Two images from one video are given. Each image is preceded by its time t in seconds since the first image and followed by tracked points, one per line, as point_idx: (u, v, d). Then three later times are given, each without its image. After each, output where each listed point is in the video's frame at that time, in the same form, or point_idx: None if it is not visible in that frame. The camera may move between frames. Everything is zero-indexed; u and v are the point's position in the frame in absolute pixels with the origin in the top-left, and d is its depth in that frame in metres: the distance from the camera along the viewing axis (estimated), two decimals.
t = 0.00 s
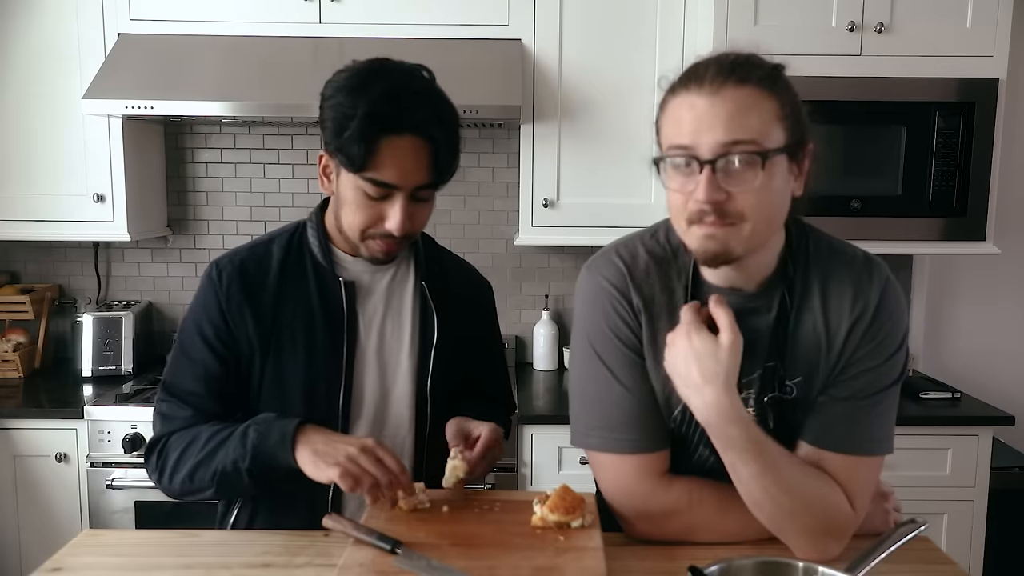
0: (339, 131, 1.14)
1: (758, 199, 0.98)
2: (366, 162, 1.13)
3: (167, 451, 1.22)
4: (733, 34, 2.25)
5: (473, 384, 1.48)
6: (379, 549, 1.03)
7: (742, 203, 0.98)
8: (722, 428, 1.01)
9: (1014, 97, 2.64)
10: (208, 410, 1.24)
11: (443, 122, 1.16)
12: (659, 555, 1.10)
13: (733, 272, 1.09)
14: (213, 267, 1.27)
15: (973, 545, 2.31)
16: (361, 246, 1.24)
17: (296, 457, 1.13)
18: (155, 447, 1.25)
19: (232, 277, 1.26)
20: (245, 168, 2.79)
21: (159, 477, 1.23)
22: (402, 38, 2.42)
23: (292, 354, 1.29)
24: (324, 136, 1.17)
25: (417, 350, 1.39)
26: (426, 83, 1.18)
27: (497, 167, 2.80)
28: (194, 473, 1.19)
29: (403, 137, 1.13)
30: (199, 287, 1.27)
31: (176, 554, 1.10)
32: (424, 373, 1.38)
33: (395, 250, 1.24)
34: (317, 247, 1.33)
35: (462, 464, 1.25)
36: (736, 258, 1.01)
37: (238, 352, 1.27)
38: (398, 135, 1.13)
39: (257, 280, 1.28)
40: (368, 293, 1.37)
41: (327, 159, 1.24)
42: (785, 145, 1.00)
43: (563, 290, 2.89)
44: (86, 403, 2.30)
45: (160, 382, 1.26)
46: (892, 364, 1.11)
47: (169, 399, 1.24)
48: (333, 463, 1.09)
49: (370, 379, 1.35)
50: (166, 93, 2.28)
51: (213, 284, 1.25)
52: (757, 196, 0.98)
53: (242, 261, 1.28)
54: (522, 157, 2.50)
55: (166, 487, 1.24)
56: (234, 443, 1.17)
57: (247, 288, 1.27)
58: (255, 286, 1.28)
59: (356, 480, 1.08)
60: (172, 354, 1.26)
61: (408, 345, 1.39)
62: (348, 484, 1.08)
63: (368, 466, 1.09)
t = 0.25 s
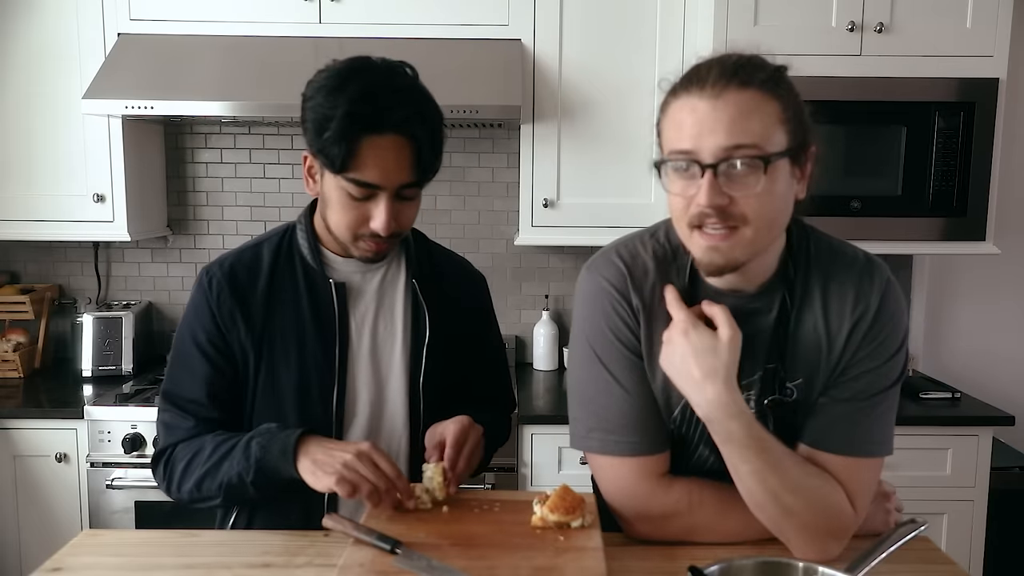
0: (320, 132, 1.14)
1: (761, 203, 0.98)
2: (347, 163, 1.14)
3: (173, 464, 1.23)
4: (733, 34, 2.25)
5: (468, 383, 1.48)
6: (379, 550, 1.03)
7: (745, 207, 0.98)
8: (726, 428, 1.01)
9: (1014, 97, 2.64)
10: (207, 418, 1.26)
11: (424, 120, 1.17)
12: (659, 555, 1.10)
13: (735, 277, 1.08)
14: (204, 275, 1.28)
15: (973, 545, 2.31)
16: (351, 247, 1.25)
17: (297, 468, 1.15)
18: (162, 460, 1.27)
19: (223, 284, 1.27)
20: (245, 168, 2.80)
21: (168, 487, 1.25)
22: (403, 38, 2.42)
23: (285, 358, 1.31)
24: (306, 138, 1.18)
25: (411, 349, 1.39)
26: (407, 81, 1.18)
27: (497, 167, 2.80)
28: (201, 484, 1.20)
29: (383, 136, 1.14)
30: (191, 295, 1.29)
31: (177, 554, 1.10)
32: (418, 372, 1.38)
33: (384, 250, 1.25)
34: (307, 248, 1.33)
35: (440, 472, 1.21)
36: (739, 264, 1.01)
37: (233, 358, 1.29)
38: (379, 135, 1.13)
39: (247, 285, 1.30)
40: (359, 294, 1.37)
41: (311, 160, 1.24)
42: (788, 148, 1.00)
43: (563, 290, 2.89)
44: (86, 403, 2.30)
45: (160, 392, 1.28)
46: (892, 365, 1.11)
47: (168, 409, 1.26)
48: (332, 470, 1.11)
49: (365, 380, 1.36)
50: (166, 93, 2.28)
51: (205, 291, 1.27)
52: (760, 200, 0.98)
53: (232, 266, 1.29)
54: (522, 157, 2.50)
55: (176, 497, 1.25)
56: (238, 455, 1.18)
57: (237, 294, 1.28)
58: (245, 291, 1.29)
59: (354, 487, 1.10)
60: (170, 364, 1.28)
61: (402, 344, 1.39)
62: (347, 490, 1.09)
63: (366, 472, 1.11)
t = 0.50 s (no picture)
0: (306, 133, 1.15)
1: (766, 205, 0.98)
2: (333, 163, 1.14)
3: (172, 467, 1.25)
4: (733, 34, 2.25)
5: (464, 383, 1.48)
6: (379, 550, 1.03)
7: (749, 208, 0.98)
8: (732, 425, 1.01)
9: (1014, 97, 2.64)
10: (203, 421, 1.27)
11: (410, 119, 1.16)
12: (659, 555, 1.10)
13: (738, 278, 1.08)
14: (198, 278, 1.29)
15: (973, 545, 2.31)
16: (340, 248, 1.25)
17: (295, 473, 1.17)
18: (160, 464, 1.28)
19: (217, 288, 1.28)
20: (245, 168, 2.80)
21: (168, 490, 1.26)
22: (403, 38, 2.42)
23: (280, 361, 1.30)
24: (293, 139, 1.18)
25: (405, 350, 1.39)
26: (393, 80, 1.18)
27: (497, 167, 2.80)
28: (201, 489, 1.21)
29: (369, 136, 1.14)
30: (186, 299, 1.29)
31: (177, 554, 1.10)
32: (412, 373, 1.38)
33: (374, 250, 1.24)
34: (300, 250, 1.33)
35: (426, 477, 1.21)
36: (741, 264, 1.02)
37: (228, 361, 1.29)
38: (364, 134, 1.13)
39: (241, 287, 1.30)
40: (353, 295, 1.37)
41: (300, 161, 1.25)
42: (794, 150, 1.00)
43: (563, 290, 2.89)
44: (86, 403, 2.30)
45: (157, 396, 1.29)
46: (894, 368, 1.11)
47: (166, 412, 1.27)
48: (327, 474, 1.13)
49: (359, 381, 1.36)
50: (167, 93, 2.28)
51: (198, 295, 1.27)
52: (765, 201, 0.97)
53: (225, 269, 1.30)
54: (522, 157, 2.50)
55: (175, 500, 1.27)
56: (236, 461, 1.19)
57: (231, 297, 1.28)
58: (238, 293, 1.29)
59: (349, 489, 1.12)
60: (166, 368, 1.29)
61: (397, 345, 1.39)
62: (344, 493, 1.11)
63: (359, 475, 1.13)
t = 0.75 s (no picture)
0: (303, 133, 1.15)
1: (756, 210, 0.98)
2: (331, 163, 1.14)
3: (170, 466, 1.25)
4: (733, 34, 2.25)
5: (463, 383, 1.48)
6: (379, 550, 1.03)
7: (738, 212, 0.98)
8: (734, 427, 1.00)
9: (1014, 97, 2.64)
10: (201, 419, 1.27)
11: (407, 118, 1.16)
12: (659, 554, 1.10)
13: (737, 277, 1.08)
14: (196, 277, 1.29)
15: (972, 545, 2.31)
16: (340, 246, 1.25)
17: (297, 473, 1.18)
18: (158, 461, 1.28)
19: (214, 286, 1.28)
20: (245, 168, 2.80)
21: (167, 489, 1.26)
22: (403, 38, 2.42)
23: (278, 360, 1.30)
24: (291, 139, 1.18)
25: (405, 350, 1.39)
26: (389, 79, 1.18)
27: (497, 167, 2.80)
28: (200, 489, 1.22)
29: (366, 136, 1.14)
30: (183, 297, 1.29)
31: (177, 554, 1.10)
32: (412, 373, 1.38)
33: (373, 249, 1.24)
34: (299, 250, 1.33)
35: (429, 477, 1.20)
36: (735, 265, 1.01)
37: (226, 360, 1.29)
38: (361, 134, 1.13)
39: (239, 287, 1.30)
40: (352, 295, 1.37)
41: (298, 161, 1.25)
42: (785, 153, 0.99)
43: (563, 290, 2.89)
44: (86, 403, 2.30)
45: (154, 394, 1.29)
46: (895, 368, 1.11)
47: (163, 411, 1.27)
48: (326, 480, 1.14)
49: (358, 381, 1.36)
50: (167, 93, 2.28)
51: (196, 293, 1.27)
52: (755, 205, 0.98)
53: (223, 268, 1.30)
54: (522, 157, 2.50)
55: (174, 498, 1.27)
56: (238, 463, 1.19)
57: (229, 296, 1.28)
58: (236, 292, 1.29)
59: (348, 494, 1.14)
60: (164, 366, 1.28)
61: (397, 345, 1.39)
62: (342, 501, 1.14)
63: (358, 479, 1.13)
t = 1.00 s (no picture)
0: (307, 133, 1.15)
1: (756, 211, 0.98)
2: (335, 163, 1.14)
3: (170, 464, 1.25)
4: (733, 34, 2.25)
5: (463, 383, 1.48)
6: (379, 550, 1.03)
7: (740, 214, 0.98)
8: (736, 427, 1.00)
9: (1014, 97, 2.64)
10: (201, 417, 1.27)
11: (411, 118, 1.16)
12: (659, 554, 1.10)
13: (737, 277, 1.08)
14: (197, 275, 1.29)
15: (972, 545, 2.31)
16: (343, 246, 1.25)
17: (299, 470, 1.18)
18: (157, 459, 1.28)
19: (215, 285, 1.28)
20: (245, 168, 2.80)
21: (166, 487, 1.26)
22: (403, 38, 2.42)
23: (279, 358, 1.30)
24: (294, 140, 1.18)
25: (406, 349, 1.39)
26: (394, 79, 1.18)
27: (497, 167, 2.80)
28: (200, 486, 1.22)
29: (370, 136, 1.14)
30: (183, 295, 1.29)
31: (177, 554, 1.10)
32: (413, 373, 1.38)
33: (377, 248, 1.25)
34: (300, 249, 1.33)
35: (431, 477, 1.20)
36: (735, 267, 1.01)
37: (226, 358, 1.29)
38: (365, 134, 1.13)
39: (240, 285, 1.30)
40: (354, 294, 1.37)
41: (301, 161, 1.25)
42: (785, 153, 0.99)
43: (563, 290, 2.89)
44: (86, 403, 2.30)
45: (154, 392, 1.29)
46: (896, 368, 1.11)
47: (163, 409, 1.27)
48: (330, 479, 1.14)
49: (359, 380, 1.36)
50: (167, 93, 2.28)
51: (197, 292, 1.27)
52: (756, 207, 0.97)
53: (224, 266, 1.30)
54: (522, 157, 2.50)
55: (174, 495, 1.27)
56: (238, 461, 1.20)
57: (230, 294, 1.28)
58: (237, 291, 1.29)
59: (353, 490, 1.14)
60: (163, 364, 1.28)
61: (398, 345, 1.39)
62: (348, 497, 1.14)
63: (360, 476, 1.14)
